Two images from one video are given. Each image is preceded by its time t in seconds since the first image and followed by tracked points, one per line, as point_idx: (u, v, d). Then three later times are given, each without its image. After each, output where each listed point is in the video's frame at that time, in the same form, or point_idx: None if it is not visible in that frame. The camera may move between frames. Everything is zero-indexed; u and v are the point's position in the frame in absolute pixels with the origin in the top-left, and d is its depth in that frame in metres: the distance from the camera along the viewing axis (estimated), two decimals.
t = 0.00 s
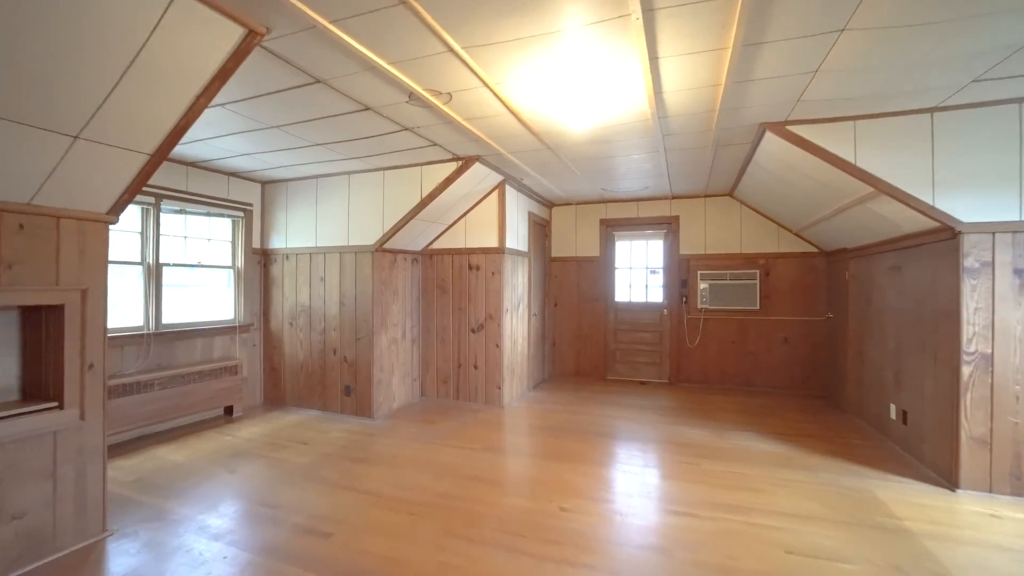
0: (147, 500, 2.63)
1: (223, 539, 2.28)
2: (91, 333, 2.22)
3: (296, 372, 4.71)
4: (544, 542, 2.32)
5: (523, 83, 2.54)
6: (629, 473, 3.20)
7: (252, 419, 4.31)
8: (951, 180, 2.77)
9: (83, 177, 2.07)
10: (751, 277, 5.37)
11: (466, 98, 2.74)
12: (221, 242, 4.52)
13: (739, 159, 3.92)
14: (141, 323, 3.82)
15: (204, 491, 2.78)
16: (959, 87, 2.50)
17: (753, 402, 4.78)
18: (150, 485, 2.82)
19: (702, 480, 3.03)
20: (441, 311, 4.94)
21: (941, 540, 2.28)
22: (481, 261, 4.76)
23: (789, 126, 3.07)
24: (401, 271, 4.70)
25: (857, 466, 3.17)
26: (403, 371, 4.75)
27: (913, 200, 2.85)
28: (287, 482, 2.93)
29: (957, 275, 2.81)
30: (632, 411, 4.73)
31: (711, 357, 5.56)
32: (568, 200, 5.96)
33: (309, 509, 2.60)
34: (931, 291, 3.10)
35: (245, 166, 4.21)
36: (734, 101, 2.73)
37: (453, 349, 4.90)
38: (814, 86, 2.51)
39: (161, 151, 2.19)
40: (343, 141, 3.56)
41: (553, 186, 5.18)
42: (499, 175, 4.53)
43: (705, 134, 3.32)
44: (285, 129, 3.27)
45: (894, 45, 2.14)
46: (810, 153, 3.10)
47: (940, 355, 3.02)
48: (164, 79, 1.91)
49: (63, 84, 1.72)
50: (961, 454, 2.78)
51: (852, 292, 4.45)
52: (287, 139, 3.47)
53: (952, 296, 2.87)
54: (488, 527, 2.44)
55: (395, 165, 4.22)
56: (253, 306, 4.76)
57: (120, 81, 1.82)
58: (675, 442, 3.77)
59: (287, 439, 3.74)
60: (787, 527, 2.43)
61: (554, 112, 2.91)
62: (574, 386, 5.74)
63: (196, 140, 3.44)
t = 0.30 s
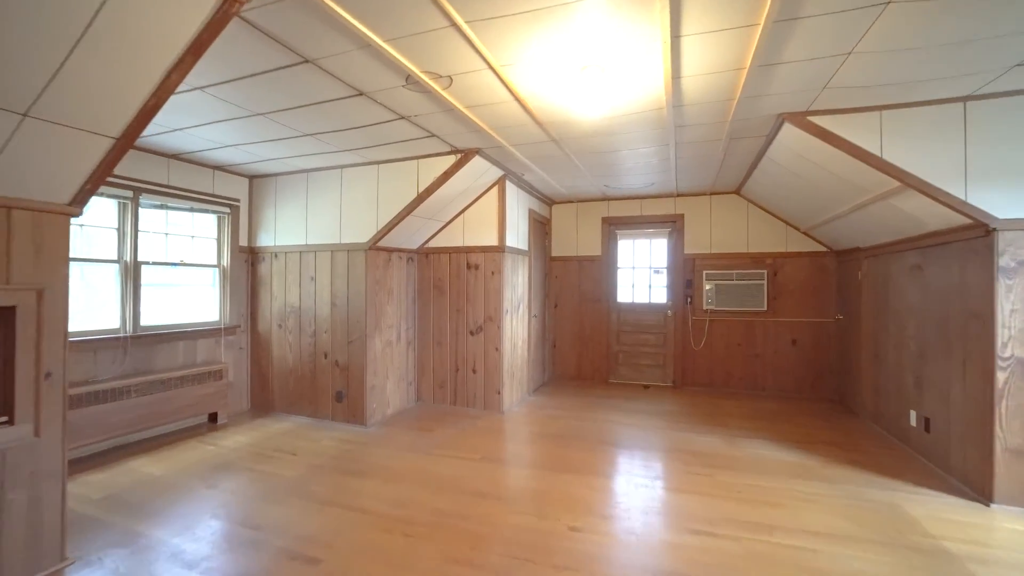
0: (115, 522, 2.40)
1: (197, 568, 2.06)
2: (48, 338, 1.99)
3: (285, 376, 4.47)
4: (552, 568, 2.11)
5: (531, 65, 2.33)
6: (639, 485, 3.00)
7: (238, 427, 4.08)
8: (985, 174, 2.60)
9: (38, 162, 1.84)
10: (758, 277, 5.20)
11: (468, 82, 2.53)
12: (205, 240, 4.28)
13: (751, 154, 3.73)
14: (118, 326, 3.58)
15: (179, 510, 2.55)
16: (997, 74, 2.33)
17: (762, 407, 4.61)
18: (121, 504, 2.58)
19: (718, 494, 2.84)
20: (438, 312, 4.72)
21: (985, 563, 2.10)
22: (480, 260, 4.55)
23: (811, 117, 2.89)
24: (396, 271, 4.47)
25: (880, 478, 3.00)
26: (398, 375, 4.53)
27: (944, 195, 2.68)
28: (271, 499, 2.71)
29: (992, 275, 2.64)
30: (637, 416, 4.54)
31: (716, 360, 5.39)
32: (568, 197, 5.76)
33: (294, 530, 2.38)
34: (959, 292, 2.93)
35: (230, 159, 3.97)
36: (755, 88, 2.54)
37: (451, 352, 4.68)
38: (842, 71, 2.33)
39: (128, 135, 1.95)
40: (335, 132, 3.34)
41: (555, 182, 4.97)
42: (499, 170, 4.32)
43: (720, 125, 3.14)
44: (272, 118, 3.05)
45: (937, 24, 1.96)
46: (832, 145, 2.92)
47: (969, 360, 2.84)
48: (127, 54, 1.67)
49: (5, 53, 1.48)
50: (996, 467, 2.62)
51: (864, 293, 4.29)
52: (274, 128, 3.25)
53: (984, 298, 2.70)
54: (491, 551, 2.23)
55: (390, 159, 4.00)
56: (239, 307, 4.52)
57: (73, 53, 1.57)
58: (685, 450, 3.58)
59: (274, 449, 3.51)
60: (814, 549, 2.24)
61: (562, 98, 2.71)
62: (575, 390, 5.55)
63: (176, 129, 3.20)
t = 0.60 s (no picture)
0: (77, 546, 2.19)
1: None
2: None
3: (270, 381, 4.25)
4: None
5: (536, 48, 2.17)
6: (644, 495, 2.85)
7: (220, 435, 3.85)
8: (1005, 169, 2.49)
9: None
10: (759, 278, 5.09)
11: (466, 67, 2.35)
12: (184, 237, 4.04)
13: (756, 149, 3.61)
14: (87, 329, 3.34)
15: (149, 530, 2.34)
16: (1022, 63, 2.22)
17: (764, 410, 4.50)
18: (85, 525, 2.37)
19: (729, 503, 2.70)
20: (430, 314, 4.54)
21: None
22: (474, 260, 4.37)
23: (824, 109, 2.76)
24: (387, 271, 4.28)
25: (895, 484, 2.88)
26: (389, 379, 4.34)
27: (963, 191, 2.56)
28: (251, 517, 2.51)
29: (1012, 274, 2.53)
30: (637, 420, 4.40)
31: (716, 362, 5.28)
32: (564, 195, 5.61)
33: (276, 552, 2.18)
34: (975, 292, 2.82)
35: (210, 152, 3.75)
36: (771, 77, 2.40)
37: (444, 355, 4.50)
38: (864, 57, 2.20)
39: (87, 116, 1.74)
40: (322, 122, 3.14)
41: (551, 179, 4.82)
42: (494, 166, 4.15)
43: (729, 118, 3.00)
44: (254, 106, 2.84)
45: (969, 6, 1.83)
46: (846, 140, 2.80)
47: (987, 363, 2.74)
48: (82, 21, 1.47)
49: None
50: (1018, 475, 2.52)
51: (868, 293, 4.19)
52: (257, 117, 3.04)
53: (1003, 298, 2.60)
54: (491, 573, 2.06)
55: (380, 153, 3.81)
56: (221, 308, 4.28)
57: (15, 13, 1.37)
58: (689, 456, 3.44)
59: (258, 460, 3.30)
60: (835, 565, 2.11)
61: (566, 86, 2.54)
62: (572, 394, 5.40)
63: (151, 117, 2.98)
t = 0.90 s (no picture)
0: None
1: None
2: None
3: (243, 388, 3.96)
4: None
5: (537, 24, 1.97)
6: (647, 507, 2.68)
7: (187, 447, 3.56)
8: None
9: None
10: (752, 277, 5.00)
11: (458, 45, 2.14)
12: (148, 233, 3.73)
13: (757, 144, 3.48)
14: (33, 334, 3.02)
15: (97, 563, 2.07)
16: None
17: (761, 413, 4.39)
18: (22, 558, 2.08)
19: (737, 515, 2.55)
20: (416, 315, 4.30)
21: None
22: (462, 258, 4.15)
23: (834, 99, 2.63)
24: (369, 270, 4.03)
25: (905, 491, 2.77)
26: (372, 384, 4.09)
27: (979, 186, 2.45)
28: (216, 543, 2.25)
29: None
30: (632, 425, 4.24)
31: (710, 363, 5.18)
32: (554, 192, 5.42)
33: None
34: (985, 292, 2.72)
35: (176, 140, 3.45)
36: (785, 62, 2.25)
37: (430, 358, 4.27)
38: (887, 40, 2.06)
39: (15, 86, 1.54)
40: (298, 108, 2.88)
41: (542, 174, 4.63)
42: (483, 159, 3.94)
43: (734, 109, 2.85)
44: (223, 87, 2.58)
45: None
46: (856, 132, 2.67)
47: (998, 366, 2.64)
48: None
49: None
50: None
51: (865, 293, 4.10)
52: (226, 101, 2.77)
53: (1018, 298, 2.50)
54: None
55: (362, 143, 3.57)
56: (189, 310, 3.98)
57: None
58: (690, 463, 3.28)
59: (228, 475, 3.03)
60: None
61: (566, 68, 2.35)
62: (563, 397, 5.23)
63: (106, 98, 2.69)
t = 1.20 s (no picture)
0: None
1: None
2: None
3: (209, 395, 3.69)
4: None
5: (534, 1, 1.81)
6: (643, 518, 2.55)
7: (147, 461, 3.27)
8: None
9: None
10: (739, 276, 4.96)
11: (447, 23, 1.97)
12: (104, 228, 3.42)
13: (750, 140, 3.40)
14: None
15: None
16: None
17: (750, 416, 4.33)
18: None
19: (738, 525, 2.44)
20: (396, 317, 4.09)
21: None
22: (445, 257, 3.96)
23: (835, 92, 2.55)
24: (347, 269, 3.81)
25: (904, 496, 2.72)
26: (349, 390, 3.86)
27: (979, 184, 2.41)
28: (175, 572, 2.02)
29: None
30: (620, 429, 4.12)
31: (697, 364, 5.12)
32: (539, 189, 5.27)
33: None
34: (982, 293, 2.69)
35: (134, 127, 3.16)
36: (791, 49, 2.15)
37: (411, 362, 4.06)
38: (898, 28, 1.97)
39: None
40: (270, 93, 2.66)
41: (527, 170, 4.47)
42: (468, 153, 3.76)
43: (732, 102, 2.75)
44: (186, 67, 2.35)
45: None
46: (855, 127, 2.59)
47: (996, 367, 2.61)
48: None
49: None
50: None
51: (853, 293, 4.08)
52: (190, 83, 2.53)
53: (1018, 299, 2.46)
54: None
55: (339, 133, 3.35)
56: (150, 312, 3.67)
57: None
58: (683, 469, 3.17)
59: (191, 492, 2.78)
60: None
61: (561, 52, 2.21)
62: (548, 400, 5.08)
63: (52, 76, 2.42)
